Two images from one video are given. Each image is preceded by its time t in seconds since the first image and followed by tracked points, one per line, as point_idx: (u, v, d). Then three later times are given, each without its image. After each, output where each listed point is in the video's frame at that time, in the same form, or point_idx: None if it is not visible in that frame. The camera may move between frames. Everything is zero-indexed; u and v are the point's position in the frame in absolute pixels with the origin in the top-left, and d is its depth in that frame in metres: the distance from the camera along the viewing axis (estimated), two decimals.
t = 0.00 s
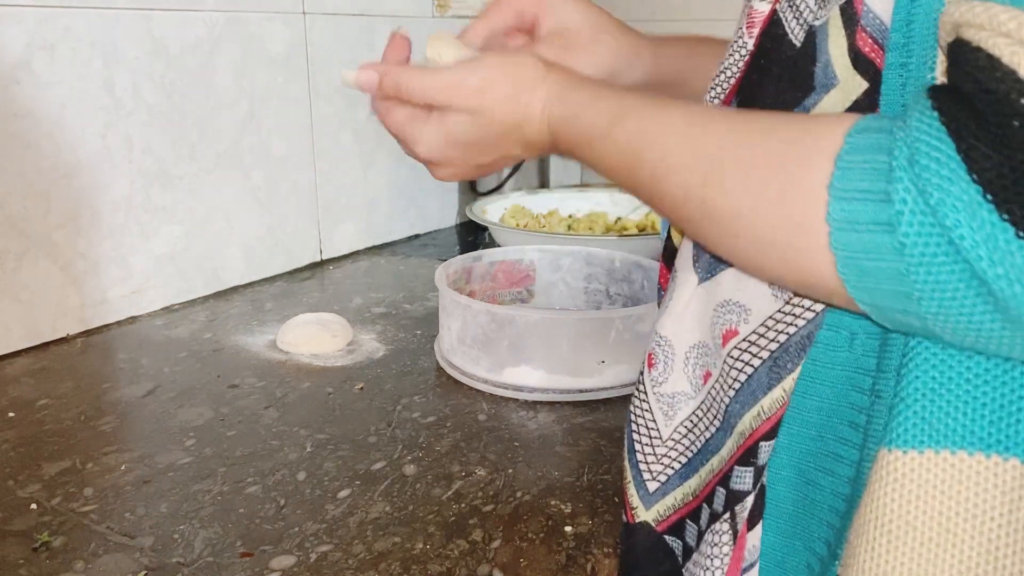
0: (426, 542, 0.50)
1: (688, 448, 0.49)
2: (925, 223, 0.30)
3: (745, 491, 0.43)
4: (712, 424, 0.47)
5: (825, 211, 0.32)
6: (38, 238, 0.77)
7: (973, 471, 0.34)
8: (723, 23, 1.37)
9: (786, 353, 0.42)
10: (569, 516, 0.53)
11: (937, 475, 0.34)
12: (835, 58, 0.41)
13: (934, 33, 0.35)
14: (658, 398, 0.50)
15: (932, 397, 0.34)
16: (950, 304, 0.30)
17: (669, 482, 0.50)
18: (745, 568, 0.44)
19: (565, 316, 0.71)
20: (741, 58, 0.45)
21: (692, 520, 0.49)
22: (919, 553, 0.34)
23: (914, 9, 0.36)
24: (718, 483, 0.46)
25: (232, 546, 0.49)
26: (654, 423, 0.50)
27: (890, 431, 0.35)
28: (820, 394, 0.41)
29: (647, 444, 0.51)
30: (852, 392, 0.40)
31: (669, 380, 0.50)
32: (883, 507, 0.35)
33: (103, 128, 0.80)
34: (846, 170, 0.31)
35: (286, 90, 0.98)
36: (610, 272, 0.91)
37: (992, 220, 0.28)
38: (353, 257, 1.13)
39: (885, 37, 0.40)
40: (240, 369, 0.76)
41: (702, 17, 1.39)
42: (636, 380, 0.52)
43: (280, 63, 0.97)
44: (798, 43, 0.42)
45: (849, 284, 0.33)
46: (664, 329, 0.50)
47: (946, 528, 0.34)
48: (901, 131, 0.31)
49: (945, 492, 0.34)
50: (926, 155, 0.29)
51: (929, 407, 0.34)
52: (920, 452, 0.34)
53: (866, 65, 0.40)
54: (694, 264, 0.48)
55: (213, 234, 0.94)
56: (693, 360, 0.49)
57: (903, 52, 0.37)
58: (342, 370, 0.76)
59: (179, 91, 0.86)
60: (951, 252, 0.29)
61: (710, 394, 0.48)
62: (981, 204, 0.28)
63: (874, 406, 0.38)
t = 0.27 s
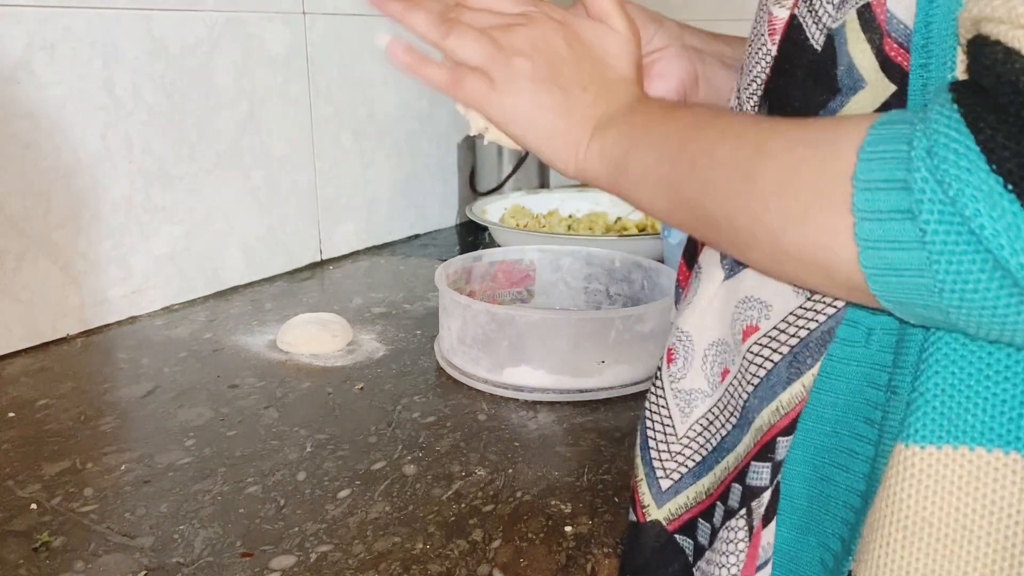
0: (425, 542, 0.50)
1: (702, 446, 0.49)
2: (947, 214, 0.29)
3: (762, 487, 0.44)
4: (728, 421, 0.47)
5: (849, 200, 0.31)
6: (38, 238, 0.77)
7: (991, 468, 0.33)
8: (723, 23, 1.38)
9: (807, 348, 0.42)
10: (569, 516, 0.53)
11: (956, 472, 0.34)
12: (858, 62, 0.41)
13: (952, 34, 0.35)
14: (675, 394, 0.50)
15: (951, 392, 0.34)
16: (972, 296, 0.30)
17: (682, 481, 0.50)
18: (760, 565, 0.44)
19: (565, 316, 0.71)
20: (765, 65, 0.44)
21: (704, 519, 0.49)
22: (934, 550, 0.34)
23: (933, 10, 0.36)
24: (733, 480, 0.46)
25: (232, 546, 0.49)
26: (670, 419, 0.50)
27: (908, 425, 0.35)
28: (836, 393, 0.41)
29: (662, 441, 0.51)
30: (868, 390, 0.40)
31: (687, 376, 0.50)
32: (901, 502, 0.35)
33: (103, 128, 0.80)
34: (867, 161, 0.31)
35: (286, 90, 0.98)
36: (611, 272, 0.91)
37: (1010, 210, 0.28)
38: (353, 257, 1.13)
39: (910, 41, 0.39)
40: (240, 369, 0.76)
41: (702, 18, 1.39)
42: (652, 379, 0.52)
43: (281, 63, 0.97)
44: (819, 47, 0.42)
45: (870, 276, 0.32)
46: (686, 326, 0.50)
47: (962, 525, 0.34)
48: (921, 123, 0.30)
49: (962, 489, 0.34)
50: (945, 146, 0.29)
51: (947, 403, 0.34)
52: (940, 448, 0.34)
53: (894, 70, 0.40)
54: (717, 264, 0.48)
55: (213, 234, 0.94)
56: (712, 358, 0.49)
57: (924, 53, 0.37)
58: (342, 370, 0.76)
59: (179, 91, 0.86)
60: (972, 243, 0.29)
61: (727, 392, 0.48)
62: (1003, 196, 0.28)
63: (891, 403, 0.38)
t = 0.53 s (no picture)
0: (426, 542, 0.50)
1: (696, 457, 0.49)
2: (948, 223, 0.29)
3: (760, 499, 0.43)
4: (722, 433, 0.48)
5: (847, 208, 0.31)
6: (38, 238, 0.77)
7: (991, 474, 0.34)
8: (723, 22, 1.38)
9: (801, 359, 0.42)
10: (569, 516, 0.53)
11: (956, 478, 0.34)
12: (848, 65, 0.41)
13: (948, 39, 0.35)
14: (666, 406, 0.50)
15: (950, 399, 0.34)
16: (973, 303, 0.29)
17: (676, 491, 0.50)
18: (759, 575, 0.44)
19: (564, 316, 0.71)
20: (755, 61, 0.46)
21: (699, 529, 0.49)
22: (937, 556, 0.35)
23: (928, 13, 0.36)
24: (730, 492, 0.46)
25: (232, 545, 0.49)
26: (663, 430, 0.50)
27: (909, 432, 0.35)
28: (835, 400, 0.40)
29: (654, 453, 0.51)
30: (868, 396, 0.40)
31: (678, 387, 0.50)
32: (903, 509, 0.35)
33: (103, 129, 0.80)
34: (867, 169, 0.31)
35: (286, 91, 0.98)
36: (610, 272, 0.91)
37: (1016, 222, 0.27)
38: (353, 257, 1.13)
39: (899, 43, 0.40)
40: (240, 369, 0.76)
41: (702, 17, 1.39)
42: (642, 391, 0.52)
43: (281, 63, 0.97)
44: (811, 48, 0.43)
45: (869, 283, 0.32)
46: (673, 338, 0.50)
47: (963, 532, 0.34)
48: (922, 131, 0.30)
49: (962, 496, 0.34)
50: (948, 155, 0.28)
51: (947, 410, 0.34)
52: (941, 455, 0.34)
53: (881, 71, 0.40)
54: (703, 274, 0.48)
55: (213, 234, 0.94)
56: (702, 368, 0.49)
57: (918, 56, 0.36)
58: (342, 370, 0.76)
59: (179, 91, 0.86)
60: (972, 252, 0.29)
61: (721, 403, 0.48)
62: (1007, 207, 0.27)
63: (891, 409, 0.38)
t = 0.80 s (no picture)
0: (425, 542, 0.50)
1: (699, 453, 0.49)
2: (904, 238, 0.30)
3: (757, 494, 0.44)
4: (725, 429, 0.48)
5: (814, 224, 0.32)
6: (38, 237, 0.77)
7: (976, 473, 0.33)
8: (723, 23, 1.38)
9: (796, 358, 0.42)
10: (569, 516, 0.53)
11: (941, 477, 0.34)
12: (841, 75, 0.41)
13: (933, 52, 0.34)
14: (670, 402, 0.50)
15: (939, 397, 0.34)
16: (935, 312, 0.30)
17: (680, 487, 0.50)
18: (760, 569, 0.44)
19: (565, 316, 0.71)
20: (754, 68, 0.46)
21: (702, 525, 0.49)
22: (921, 555, 0.34)
23: (917, 23, 0.35)
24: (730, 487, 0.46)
25: (232, 545, 0.49)
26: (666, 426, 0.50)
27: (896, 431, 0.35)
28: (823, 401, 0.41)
29: (658, 448, 0.51)
30: (862, 396, 0.39)
31: (682, 383, 0.50)
32: (887, 507, 0.35)
33: (103, 129, 0.80)
34: (833, 186, 0.32)
35: (286, 91, 0.98)
36: (610, 272, 0.91)
37: (969, 235, 0.28)
38: (354, 257, 1.13)
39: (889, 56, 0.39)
40: (240, 370, 0.76)
41: (702, 17, 1.39)
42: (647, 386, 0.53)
43: (281, 63, 0.97)
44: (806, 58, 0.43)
45: (841, 292, 0.33)
46: (677, 334, 0.50)
47: (946, 531, 0.34)
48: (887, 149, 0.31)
49: (947, 494, 0.34)
50: (906, 172, 0.29)
51: (932, 409, 0.34)
52: (926, 453, 0.34)
53: (870, 82, 0.40)
54: (706, 273, 0.48)
55: (213, 234, 0.94)
56: (706, 366, 0.49)
57: (909, 66, 0.36)
58: (342, 370, 0.76)
59: (179, 91, 0.86)
60: (928, 265, 0.29)
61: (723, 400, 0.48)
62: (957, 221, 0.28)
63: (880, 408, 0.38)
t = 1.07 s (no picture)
0: (425, 542, 0.50)
1: (701, 458, 0.49)
2: (901, 252, 0.30)
3: (755, 499, 0.44)
4: (726, 434, 0.48)
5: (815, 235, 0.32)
6: (38, 237, 0.77)
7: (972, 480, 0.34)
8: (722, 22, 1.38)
9: (796, 364, 0.43)
10: (569, 516, 0.53)
11: (938, 485, 0.34)
12: (841, 84, 0.42)
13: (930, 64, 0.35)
14: (671, 405, 0.50)
15: (937, 406, 0.34)
16: (932, 328, 0.30)
17: (681, 491, 0.50)
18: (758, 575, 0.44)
19: (565, 316, 0.71)
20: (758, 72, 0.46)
21: (702, 529, 0.49)
22: (917, 563, 0.34)
23: (917, 32, 0.35)
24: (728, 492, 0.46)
25: (232, 545, 0.49)
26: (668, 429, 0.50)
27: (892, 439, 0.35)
28: (822, 410, 0.41)
29: (660, 450, 0.50)
30: (861, 403, 0.40)
31: (684, 387, 0.50)
32: (886, 516, 0.35)
33: (103, 129, 0.80)
34: (829, 203, 0.31)
35: (286, 91, 0.98)
36: (610, 272, 0.91)
37: (964, 252, 0.28)
38: (353, 257, 1.13)
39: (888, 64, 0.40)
40: (240, 370, 0.76)
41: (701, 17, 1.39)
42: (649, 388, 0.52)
43: (281, 63, 0.97)
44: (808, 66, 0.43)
45: (838, 307, 0.33)
46: (679, 338, 0.50)
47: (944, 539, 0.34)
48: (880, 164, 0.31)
49: (944, 501, 0.34)
50: (900, 187, 0.29)
51: (928, 417, 0.34)
52: (923, 461, 0.34)
53: (871, 92, 0.41)
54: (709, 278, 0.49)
55: (213, 234, 0.94)
56: (709, 371, 0.49)
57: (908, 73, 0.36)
58: (342, 370, 0.76)
59: (179, 91, 0.86)
60: (922, 280, 0.30)
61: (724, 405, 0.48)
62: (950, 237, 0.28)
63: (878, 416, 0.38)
